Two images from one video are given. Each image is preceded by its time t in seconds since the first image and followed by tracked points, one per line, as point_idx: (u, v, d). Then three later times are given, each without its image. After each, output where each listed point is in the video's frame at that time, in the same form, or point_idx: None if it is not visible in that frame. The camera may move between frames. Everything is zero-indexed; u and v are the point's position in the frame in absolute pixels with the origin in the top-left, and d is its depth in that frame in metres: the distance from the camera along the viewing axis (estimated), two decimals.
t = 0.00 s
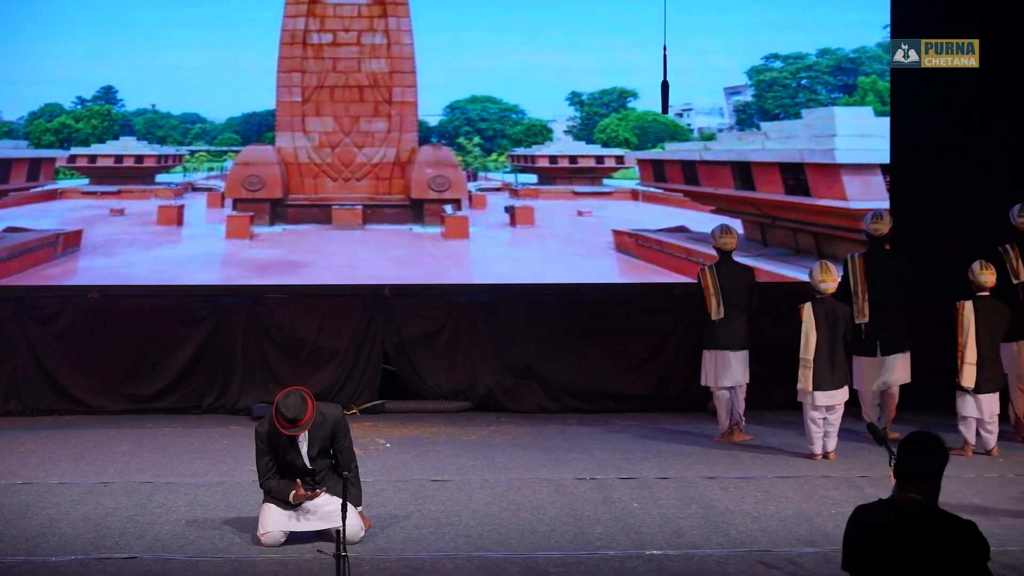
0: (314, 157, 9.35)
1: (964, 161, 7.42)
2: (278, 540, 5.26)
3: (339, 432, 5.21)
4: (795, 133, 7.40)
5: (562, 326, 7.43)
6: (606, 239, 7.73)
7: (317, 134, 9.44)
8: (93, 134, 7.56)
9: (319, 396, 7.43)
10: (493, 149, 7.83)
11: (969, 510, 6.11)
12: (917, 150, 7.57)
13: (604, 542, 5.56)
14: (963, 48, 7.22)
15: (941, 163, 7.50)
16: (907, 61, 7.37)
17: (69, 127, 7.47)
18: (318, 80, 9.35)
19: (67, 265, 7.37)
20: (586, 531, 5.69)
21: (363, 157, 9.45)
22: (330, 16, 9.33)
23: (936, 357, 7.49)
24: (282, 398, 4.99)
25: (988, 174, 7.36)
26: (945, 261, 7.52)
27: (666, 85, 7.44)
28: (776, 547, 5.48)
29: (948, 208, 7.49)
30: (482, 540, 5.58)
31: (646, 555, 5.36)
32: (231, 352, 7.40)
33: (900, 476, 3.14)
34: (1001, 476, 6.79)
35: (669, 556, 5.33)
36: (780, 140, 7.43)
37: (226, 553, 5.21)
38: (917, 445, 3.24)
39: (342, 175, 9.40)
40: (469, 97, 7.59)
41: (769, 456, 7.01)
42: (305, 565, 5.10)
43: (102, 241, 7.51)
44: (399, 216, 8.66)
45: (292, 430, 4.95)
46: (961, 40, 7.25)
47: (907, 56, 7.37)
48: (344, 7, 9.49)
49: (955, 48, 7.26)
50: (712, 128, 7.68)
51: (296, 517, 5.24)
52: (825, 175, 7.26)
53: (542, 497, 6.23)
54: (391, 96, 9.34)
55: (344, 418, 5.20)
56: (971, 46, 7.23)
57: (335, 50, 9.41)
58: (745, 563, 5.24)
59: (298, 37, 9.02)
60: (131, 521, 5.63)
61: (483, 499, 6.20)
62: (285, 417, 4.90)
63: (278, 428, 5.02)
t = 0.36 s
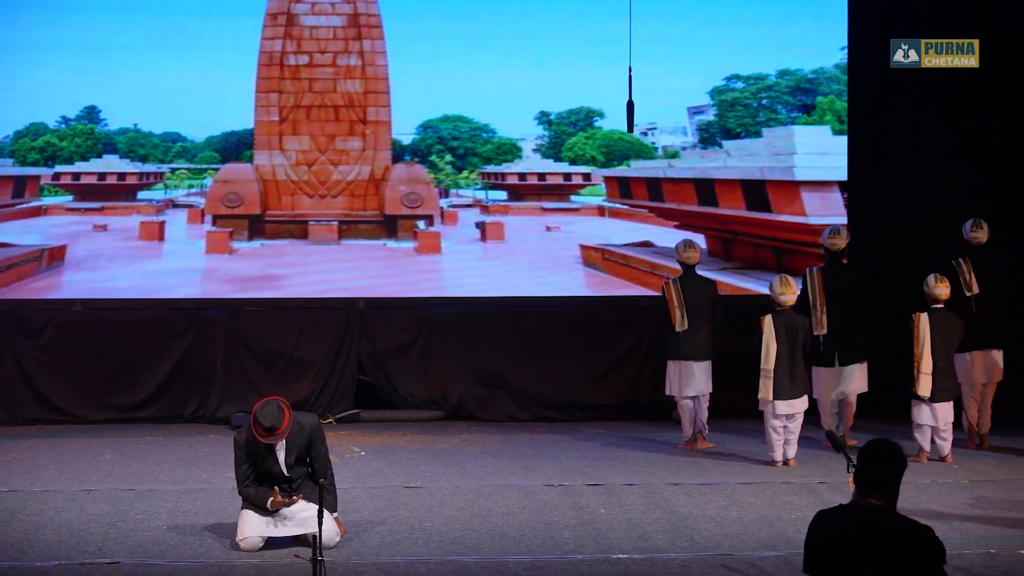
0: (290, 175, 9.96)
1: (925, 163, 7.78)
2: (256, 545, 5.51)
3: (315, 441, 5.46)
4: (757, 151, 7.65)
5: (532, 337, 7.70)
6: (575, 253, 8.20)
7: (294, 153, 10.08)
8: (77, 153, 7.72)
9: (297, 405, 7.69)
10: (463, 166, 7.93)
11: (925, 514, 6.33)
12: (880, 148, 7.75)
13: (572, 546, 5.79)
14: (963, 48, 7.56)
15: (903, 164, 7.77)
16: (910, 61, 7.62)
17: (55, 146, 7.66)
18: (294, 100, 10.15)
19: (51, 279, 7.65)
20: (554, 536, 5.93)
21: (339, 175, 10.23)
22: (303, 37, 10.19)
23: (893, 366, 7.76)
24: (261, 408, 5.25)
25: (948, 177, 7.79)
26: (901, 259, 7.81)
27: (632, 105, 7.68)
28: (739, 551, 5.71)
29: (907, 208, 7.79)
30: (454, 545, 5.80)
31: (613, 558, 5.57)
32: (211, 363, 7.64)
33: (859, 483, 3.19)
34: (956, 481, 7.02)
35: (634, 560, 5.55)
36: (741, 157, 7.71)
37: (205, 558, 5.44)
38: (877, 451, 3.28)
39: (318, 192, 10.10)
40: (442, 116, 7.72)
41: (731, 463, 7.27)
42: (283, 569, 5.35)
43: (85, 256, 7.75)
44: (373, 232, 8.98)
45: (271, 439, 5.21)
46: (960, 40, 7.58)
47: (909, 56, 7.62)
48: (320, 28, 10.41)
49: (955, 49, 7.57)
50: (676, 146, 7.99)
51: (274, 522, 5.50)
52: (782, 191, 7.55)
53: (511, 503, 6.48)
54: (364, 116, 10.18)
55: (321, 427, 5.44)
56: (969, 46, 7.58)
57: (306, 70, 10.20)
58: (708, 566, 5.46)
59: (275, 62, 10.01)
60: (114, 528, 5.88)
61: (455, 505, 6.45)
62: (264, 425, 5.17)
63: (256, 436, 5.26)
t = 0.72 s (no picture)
0: (273, 188, 8.90)
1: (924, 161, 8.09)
2: (240, 544, 5.79)
3: (296, 443, 5.72)
4: (723, 163, 7.87)
5: (508, 343, 8.01)
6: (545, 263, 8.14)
7: (276, 166, 8.93)
8: (66, 166, 7.92)
9: (279, 409, 7.99)
10: (439, 179, 8.36)
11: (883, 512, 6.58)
12: (876, 142, 8.12)
13: (545, 545, 6.03)
14: (963, 48, 7.90)
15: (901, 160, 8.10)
16: (909, 60, 7.96)
17: (44, 159, 7.88)
18: (277, 114, 8.88)
19: (41, 288, 7.85)
20: (528, 536, 6.18)
21: (320, 188, 9.07)
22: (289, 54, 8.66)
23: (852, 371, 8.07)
24: (242, 412, 5.51)
25: (945, 177, 8.10)
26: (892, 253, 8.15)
27: (602, 120, 7.97)
28: (706, 549, 5.95)
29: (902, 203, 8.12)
30: (431, 543, 6.04)
31: (585, 557, 5.81)
32: (195, 369, 7.97)
33: (823, 485, 3.42)
34: (914, 482, 7.27)
35: (605, 559, 5.78)
36: (708, 171, 7.93)
37: (191, 557, 5.71)
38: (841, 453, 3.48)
39: (300, 205, 8.97)
40: (417, 131, 8.17)
41: (697, 464, 7.55)
42: (266, 568, 5.62)
43: (75, 266, 7.87)
44: (353, 243, 8.62)
45: (254, 442, 5.46)
46: (960, 40, 7.91)
47: (908, 55, 7.95)
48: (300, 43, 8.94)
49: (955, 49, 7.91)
50: (644, 159, 8.18)
51: (257, 522, 5.77)
52: (751, 203, 7.77)
53: (486, 504, 6.75)
54: (344, 131, 8.91)
55: (301, 430, 5.72)
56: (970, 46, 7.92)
57: (289, 85, 8.79)
58: (676, 564, 5.70)
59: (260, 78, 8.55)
60: (102, 528, 6.15)
61: (431, 506, 6.72)
62: (246, 430, 5.43)
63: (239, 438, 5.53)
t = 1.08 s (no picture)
0: (260, 201, 9.68)
1: (923, 160, 8.35)
2: (229, 545, 6.06)
3: (283, 447, 6.07)
4: (694, 177, 8.32)
5: (489, 350, 8.31)
6: (524, 273, 8.59)
7: (264, 179, 9.76)
8: (60, 180, 8.31)
9: (266, 415, 8.25)
10: (421, 193, 8.81)
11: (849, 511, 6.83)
12: (865, 145, 8.45)
13: (523, 545, 6.33)
14: (964, 48, 8.18)
15: (900, 158, 8.40)
16: (909, 60, 8.24)
17: (39, 173, 8.24)
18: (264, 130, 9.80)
19: (36, 298, 8.16)
20: (506, 536, 6.48)
21: (306, 202, 9.82)
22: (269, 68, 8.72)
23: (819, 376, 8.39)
24: (233, 418, 5.82)
25: (944, 175, 8.34)
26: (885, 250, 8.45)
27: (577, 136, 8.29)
28: (677, 548, 6.24)
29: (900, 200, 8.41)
30: (413, 544, 6.33)
31: (560, 556, 6.10)
32: (186, 376, 8.20)
33: (789, 486, 3.57)
34: (878, 483, 7.52)
35: (580, 557, 6.07)
36: (679, 184, 8.38)
37: (181, 558, 6.01)
38: (809, 456, 3.62)
39: (286, 217, 9.69)
40: (400, 145, 8.55)
41: (669, 467, 7.86)
42: (254, 567, 5.90)
43: (69, 276, 8.27)
44: (338, 254, 9.19)
45: (242, 446, 5.78)
46: (960, 41, 8.18)
47: (909, 56, 8.24)
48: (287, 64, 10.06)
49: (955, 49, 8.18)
50: (618, 173, 8.62)
51: (246, 524, 6.08)
52: (720, 217, 8.17)
53: (466, 505, 7.06)
54: (328, 147, 9.89)
55: (288, 434, 6.05)
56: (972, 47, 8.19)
57: (277, 101, 9.72)
58: (649, 563, 5.97)
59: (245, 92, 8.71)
60: (96, 529, 6.45)
61: (413, 507, 7.02)
62: (235, 433, 5.77)
63: (228, 442, 5.85)
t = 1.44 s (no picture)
0: (251, 212, 8.80)
1: (921, 159, 8.67)
2: (220, 543, 6.39)
3: (273, 448, 6.37)
4: (667, 189, 8.64)
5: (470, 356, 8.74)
6: (505, 282, 8.68)
7: (255, 191, 8.78)
8: (58, 192, 8.40)
9: (257, 417, 8.66)
10: (406, 204, 8.73)
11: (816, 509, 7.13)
12: (840, 154, 8.77)
13: (504, 543, 6.65)
14: (963, 48, 8.48)
15: (902, 156, 8.69)
16: (909, 60, 8.54)
17: (37, 185, 8.36)
18: (253, 143, 8.70)
19: (35, 306, 8.37)
20: (488, 534, 6.80)
21: (296, 212, 8.87)
22: (263, 87, 8.63)
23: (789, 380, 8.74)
24: (226, 421, 6.12)
25: (943, 175, 8.66)
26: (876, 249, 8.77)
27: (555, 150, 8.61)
28: (651, 546, 6.55)
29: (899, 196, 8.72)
30: (398, 541, 6.65)
31: (539, 553, 6.42)
32: (178, 381, 8.62)
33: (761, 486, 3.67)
34: (845, 483, 7.83)
35: (558, 554, 6.39)
36: (654, 196, 8.70)
37: (175, 556, 6.32)
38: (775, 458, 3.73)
39: (275, 228, 8.84)
40: (385, 159, 8.79)
41: (644, 467, 8.20)
42: (245, 564, 6.21)
43: (66, 285, 8.37)
44: (328, 264, 8.71)
45: (233, 448, 6.12)
46: (960, 41, 8.49)
47: (909, 55, 8.54)
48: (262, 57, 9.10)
49: (954, 49, 8.49)
50: (595, 185, 8.92)
51: (237, 523, 6.40)
52: (692, 226, 8.55)
53: (449, 505, 7.38)
54: (317, 160, 8.78)
55: (278, 436, 6.35)
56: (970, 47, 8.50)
57: (267, 117, 8.69)
58: (625, 560, 6.27)
59: (235, 110, 8.65)
60: (92, 528, 6.76)
61: (398, 506, 7.34)
62: (227, 435, 6.09)
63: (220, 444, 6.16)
